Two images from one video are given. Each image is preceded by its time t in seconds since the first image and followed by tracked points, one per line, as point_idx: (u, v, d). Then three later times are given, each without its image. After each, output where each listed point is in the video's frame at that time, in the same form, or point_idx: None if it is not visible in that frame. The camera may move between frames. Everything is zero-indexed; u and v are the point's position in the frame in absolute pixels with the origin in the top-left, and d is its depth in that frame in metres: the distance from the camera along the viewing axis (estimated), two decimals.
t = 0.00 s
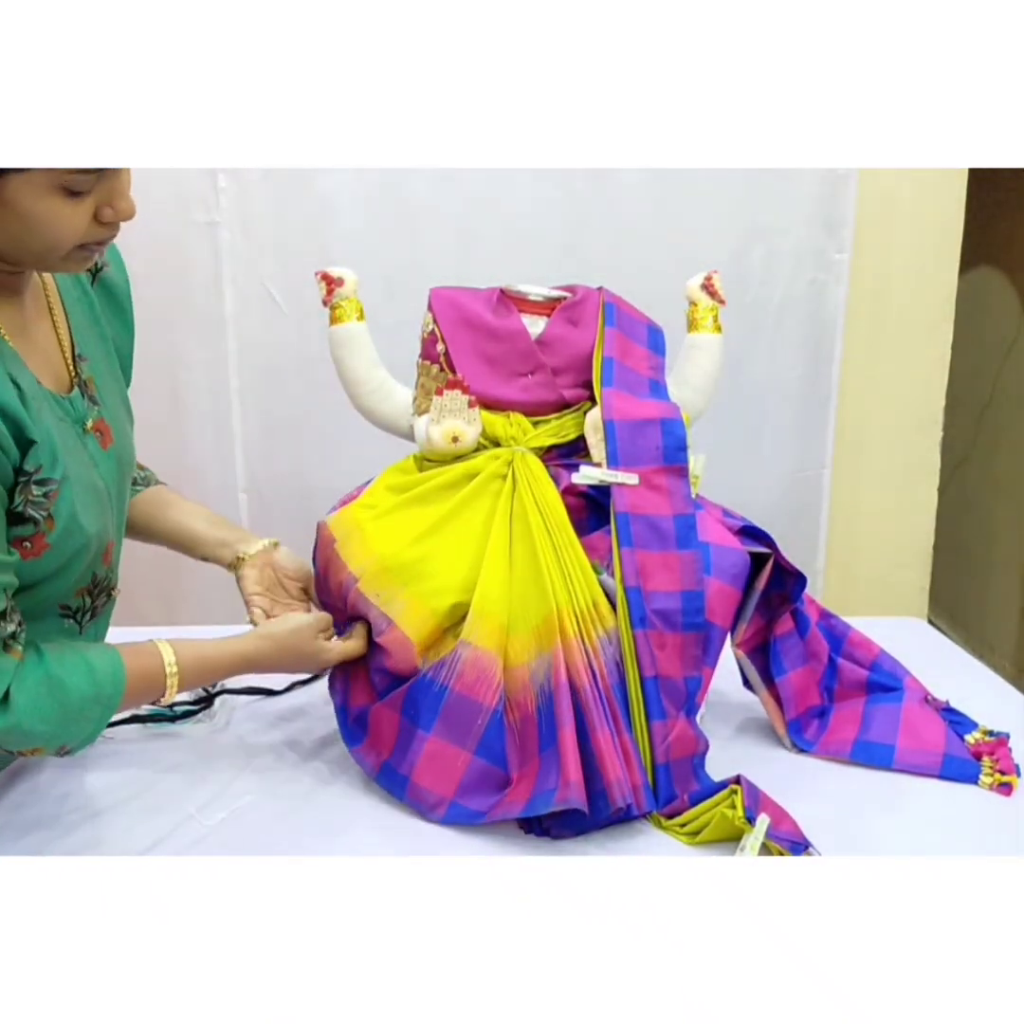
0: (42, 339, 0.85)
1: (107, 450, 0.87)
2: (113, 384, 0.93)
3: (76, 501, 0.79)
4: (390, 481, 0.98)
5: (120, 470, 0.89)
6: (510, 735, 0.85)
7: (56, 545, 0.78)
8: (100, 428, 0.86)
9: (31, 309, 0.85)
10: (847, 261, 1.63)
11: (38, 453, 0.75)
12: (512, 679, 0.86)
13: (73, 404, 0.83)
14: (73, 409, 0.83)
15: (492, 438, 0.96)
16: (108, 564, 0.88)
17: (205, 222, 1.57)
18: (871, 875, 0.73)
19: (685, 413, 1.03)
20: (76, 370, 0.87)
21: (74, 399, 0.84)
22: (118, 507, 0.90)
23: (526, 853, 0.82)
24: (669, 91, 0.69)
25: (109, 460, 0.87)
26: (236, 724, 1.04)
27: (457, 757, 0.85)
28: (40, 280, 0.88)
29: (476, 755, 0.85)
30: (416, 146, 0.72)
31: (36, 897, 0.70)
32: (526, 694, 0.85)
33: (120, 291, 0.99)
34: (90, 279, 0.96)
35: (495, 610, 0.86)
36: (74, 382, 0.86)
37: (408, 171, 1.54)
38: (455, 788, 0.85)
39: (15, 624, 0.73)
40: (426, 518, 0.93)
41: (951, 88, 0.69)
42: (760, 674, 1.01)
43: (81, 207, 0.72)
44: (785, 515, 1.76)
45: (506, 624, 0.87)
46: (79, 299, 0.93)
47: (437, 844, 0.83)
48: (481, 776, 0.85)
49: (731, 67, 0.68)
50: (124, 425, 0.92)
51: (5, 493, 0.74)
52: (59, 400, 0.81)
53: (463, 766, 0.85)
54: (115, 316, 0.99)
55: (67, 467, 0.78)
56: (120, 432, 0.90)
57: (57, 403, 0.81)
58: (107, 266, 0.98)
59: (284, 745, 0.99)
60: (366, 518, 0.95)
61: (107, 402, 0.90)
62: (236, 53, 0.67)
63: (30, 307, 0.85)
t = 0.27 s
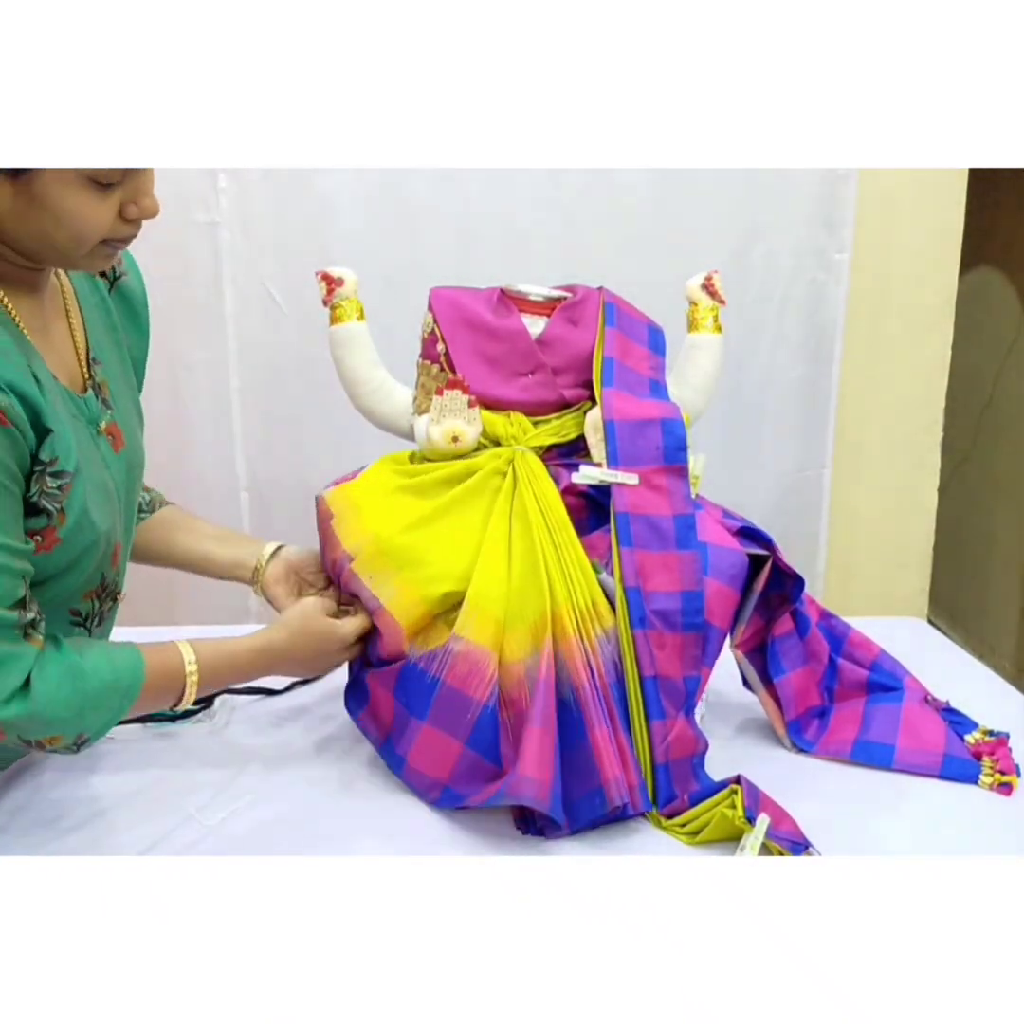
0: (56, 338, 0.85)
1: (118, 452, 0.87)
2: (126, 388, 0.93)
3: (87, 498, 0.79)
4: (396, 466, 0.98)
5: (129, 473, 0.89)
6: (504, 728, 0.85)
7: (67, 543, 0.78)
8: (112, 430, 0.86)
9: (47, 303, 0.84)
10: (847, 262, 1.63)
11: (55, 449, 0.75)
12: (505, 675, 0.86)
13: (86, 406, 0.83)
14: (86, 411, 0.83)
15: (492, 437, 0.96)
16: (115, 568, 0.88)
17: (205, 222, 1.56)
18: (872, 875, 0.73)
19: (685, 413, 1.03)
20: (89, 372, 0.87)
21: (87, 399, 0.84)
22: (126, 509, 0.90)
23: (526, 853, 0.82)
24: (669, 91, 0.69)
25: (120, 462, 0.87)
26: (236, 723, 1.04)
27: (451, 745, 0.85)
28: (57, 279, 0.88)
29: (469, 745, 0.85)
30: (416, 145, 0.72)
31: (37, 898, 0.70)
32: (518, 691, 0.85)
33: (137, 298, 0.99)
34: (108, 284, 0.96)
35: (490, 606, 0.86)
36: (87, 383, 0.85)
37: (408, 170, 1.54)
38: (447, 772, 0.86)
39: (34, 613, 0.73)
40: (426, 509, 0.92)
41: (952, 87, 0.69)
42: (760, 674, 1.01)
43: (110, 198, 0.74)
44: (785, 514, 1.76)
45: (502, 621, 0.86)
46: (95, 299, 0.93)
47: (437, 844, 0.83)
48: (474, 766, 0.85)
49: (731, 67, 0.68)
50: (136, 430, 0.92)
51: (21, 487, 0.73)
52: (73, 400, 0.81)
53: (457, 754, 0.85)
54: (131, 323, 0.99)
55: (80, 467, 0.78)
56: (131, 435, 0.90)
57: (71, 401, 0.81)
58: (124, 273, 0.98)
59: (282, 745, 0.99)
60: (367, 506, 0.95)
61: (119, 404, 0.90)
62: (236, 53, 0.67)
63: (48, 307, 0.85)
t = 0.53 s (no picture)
0: (50, 339, 0.85)
1: (112, 454, 0.87)
2: (121, 390, 0.93)
3: (80, 503, 0.78)
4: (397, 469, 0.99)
5: (123, 474, 0.89)
6: (505, 732, 0.86)
7: (60, 547, 0.78)
8: (104, 432, 0.86)
9: (41, 304, 0.84)
10: (846, 261, 1.63)
11: (48, 453, 0.75)
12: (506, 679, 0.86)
13: (78, 408, 0.83)
14: (78, 414, 0.83)
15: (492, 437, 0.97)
16: (112, 570, 0.88)
17: (205, 222, 1.56)
18: (872, 875, 0.73)
19: (685, 412, 1.03)
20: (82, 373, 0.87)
21: (79, 401, 0.84)
22: (122, 511, 0.90)
23: (526, 852, 0.82)
24: (669, 91, 0.69)
25: (114, 464, 0.87)
26: (236, 722, 1.05)
27: (455, 745, 0.86)
28: (51, 281, 0.87)
29: (472, 745, 0.86)
30: (416, 145, 0.72)
31: (38, 898, 0.70)
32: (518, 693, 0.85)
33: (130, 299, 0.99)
34: (100, 284, 0.96)
35: (493, 609, 0.86)
36: (79, 385, 0.85)
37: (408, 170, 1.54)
38: (451, 768, 0.87)
39: (26, 620, 0.72)
40: (428, 512, 0.93)
41: (953, 87, 0.69)
42: (760, 674, 1.01)
43: (109, 193, 0.70)
44: (785, 514, 1.76)
45: (505, 624, 0.87)
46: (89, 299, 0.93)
47: (438, 843, 0.83)
48: (477, 766, 0.86)
49: (732, 66, 0.68)
50: (132, 432, 0.92)
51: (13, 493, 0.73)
52: (64, 403, 0.81)
53: (460, 754, 0.86)
54: (126, 323, 0.99)
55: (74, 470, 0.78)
56: (126, 437, 0.90)
57: (63, 405, 0.81)
58: (117, 274, 0.98)
59: (282, 745, 0.99)
60: (365, 511, 0.95)
61: (113, 405, 0.90)
62: (236, 53, 0.67)
63: (42, 307, 0.84)
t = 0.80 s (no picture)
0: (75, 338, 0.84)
1: (131, 454, 0.87)
2: (129, 389, 0.93)
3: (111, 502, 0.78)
4: (400, 475, 0.99)
5: (138, 474, 0.89)
6: (504, 733, 0.86)
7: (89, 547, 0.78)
8: (125, 432, 0.86)
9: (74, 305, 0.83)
10: (846, 262, 1.63)
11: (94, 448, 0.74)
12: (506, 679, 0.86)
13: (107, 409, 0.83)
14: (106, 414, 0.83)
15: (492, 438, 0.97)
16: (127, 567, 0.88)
17: (206, 222, 1.57)
18: (872, 874, 0.73)
19: (685, 413, 1.03)
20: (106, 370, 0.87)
21: (107, 401, 0.83)
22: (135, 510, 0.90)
23: (525, 852, 0.82)
24: (670, 91, 0.69)
25: (133, 463, 0.87)
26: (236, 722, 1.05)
27: (455, 744, 0.86)
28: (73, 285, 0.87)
29: (472, 746, 0.86)
30: (417, 145, 0.72)
31: (38, 898, 0.70)
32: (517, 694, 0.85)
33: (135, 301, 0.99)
34: (106, 284, 0.95)
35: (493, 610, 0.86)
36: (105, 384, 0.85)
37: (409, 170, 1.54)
38: (450, 769, 0.87)
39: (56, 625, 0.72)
40: (428, 515, 0.93)
41: (954, 87, 0.69)
42: (760, 674, 1.01)
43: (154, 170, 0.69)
44: (785, 514, 1.76)
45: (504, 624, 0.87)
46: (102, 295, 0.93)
47: (437, 842, 0.83)
48: (477, 766, 0.86)
49: (733, 66, 0.68)
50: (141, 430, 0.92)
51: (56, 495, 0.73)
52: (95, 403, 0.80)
53: (460, 754, 0.86)
54: (126, 322, 0.98)
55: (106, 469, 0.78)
56: (139, 438, 0.90)
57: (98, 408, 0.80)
58: (121, 276, 0.98)
59: (281, 744, 0.99)
60: (366, 517, 0.96)
61: (127, 405, 0.90)
62: (238, 53, 0.67)
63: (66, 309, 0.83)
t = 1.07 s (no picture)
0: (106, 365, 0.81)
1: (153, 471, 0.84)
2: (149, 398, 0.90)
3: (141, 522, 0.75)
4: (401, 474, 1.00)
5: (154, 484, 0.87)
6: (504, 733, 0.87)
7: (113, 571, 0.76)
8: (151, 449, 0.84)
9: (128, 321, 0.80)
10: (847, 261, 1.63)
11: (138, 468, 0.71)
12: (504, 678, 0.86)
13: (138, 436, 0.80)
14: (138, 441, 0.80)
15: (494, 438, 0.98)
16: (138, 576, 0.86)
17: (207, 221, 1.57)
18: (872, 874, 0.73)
19: (685, 413, 1.03)
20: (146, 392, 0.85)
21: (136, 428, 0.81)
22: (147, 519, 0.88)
23: (525, 852, 0.82)
24: (671, 90, 0.69)
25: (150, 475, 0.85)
26: (236, 722, 1.05)
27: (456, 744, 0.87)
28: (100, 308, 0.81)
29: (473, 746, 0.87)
30: (418, 144, 0.72)
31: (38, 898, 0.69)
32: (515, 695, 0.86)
33: (190, 305, 0.93)
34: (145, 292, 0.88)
35: (492, 609, 0.85)
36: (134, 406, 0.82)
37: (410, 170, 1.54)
38: (451, 768, 0.87)
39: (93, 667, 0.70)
40: (429, 519, 0.94)
41: (955, 86, 0.69)
42: (760, 674, 1.01)
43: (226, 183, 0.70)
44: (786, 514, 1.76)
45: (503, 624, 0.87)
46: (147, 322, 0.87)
47: (438, 843, 0.83)
48: (477, 766, 0.87)
49: (733, 65, 0.68)
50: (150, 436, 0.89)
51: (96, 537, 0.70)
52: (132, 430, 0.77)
53: (461, 754, 0.87)
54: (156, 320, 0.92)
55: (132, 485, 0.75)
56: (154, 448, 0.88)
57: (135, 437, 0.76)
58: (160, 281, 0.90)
59: (281, 744, 0.99)
60: (367, 516, 0.97)
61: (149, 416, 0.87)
62: (239, 51, 0.67)
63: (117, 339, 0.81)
